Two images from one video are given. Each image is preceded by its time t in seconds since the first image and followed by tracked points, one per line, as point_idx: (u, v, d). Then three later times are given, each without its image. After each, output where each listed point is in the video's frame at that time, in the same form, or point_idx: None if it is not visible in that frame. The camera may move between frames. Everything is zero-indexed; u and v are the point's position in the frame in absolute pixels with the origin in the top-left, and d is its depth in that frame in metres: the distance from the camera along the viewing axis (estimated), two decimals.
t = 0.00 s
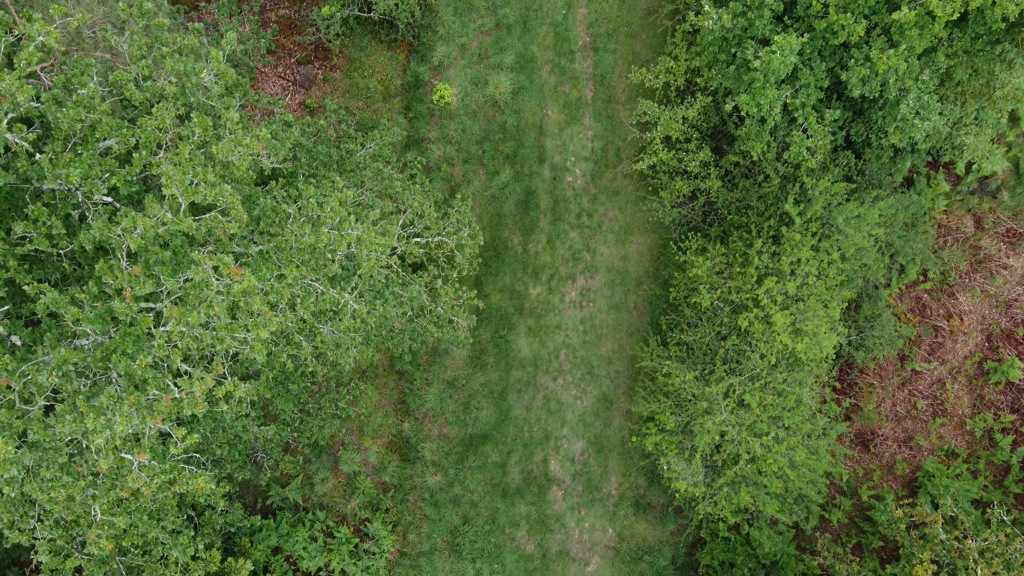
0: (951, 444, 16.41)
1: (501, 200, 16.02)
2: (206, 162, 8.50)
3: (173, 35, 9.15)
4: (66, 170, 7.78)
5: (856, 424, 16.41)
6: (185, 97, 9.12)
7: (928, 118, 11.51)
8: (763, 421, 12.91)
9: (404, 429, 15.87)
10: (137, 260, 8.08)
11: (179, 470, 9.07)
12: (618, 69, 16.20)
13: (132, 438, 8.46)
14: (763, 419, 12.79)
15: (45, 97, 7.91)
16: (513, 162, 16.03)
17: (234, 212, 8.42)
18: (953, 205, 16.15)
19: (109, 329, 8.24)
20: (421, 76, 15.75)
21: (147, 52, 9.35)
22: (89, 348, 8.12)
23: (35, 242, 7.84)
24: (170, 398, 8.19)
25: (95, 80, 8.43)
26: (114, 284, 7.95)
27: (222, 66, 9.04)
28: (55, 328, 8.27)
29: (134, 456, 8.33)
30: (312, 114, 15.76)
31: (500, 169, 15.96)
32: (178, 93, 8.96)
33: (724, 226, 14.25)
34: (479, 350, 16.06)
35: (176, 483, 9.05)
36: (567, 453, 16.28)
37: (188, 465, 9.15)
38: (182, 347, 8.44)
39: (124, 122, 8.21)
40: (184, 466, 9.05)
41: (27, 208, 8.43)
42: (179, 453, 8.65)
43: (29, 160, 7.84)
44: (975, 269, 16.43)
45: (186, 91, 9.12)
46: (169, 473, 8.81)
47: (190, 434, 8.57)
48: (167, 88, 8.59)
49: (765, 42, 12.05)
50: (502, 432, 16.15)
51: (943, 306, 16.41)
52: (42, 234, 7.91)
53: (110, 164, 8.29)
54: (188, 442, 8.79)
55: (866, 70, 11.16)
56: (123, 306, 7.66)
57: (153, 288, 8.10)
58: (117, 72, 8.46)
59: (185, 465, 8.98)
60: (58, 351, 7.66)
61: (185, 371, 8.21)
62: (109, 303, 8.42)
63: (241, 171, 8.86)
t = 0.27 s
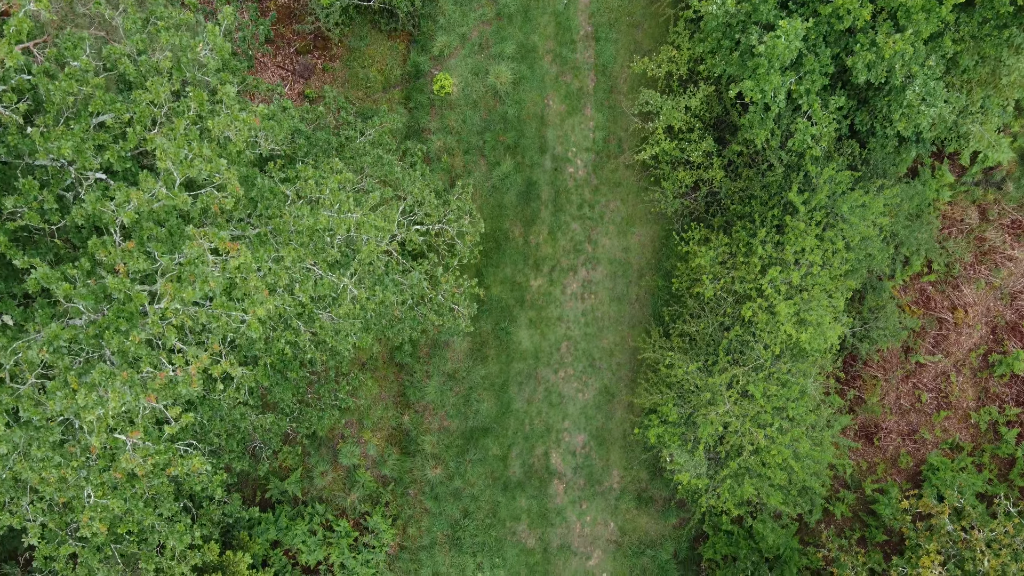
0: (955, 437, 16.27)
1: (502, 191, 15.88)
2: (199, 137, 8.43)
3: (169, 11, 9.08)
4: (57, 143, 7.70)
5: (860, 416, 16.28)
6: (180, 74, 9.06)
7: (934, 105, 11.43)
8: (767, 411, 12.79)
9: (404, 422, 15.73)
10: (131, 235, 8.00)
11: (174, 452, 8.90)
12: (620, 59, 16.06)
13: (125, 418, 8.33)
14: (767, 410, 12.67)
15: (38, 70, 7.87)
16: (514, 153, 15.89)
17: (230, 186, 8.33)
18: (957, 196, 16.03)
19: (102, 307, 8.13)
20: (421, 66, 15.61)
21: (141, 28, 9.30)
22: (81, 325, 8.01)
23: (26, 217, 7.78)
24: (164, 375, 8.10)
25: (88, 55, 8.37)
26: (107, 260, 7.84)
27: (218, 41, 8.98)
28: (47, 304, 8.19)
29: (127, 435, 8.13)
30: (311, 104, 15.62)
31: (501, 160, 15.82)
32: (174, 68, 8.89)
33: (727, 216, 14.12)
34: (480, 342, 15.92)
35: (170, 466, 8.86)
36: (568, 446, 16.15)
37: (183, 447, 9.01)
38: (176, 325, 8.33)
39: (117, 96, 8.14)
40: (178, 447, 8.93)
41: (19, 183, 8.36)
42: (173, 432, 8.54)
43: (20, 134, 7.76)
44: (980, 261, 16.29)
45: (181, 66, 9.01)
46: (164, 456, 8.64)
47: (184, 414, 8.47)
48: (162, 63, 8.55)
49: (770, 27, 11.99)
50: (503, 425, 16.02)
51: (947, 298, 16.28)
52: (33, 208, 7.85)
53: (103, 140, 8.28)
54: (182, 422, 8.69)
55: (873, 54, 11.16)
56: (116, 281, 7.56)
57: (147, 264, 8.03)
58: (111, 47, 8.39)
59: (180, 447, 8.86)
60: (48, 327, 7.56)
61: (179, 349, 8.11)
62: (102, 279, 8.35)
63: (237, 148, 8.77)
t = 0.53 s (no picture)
0: (960, 430, 16.12)
1: (503, 182, 15.75)
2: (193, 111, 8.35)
3: None
4: (49, 114, 7.63)
5: (864, 409, 16.14)
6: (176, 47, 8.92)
7: (941, 90, 11.34)
8: (771, 402, 12.66)
9: (404, 415, 15.60)
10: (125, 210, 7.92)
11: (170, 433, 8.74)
12: (623, 49, 15.92)
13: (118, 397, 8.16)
14: (771, 401, 12.54)
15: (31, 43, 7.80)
16: (515, 143, 15.74)
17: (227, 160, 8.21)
18: (963, 187, 15.88)
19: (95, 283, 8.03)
20: (421, 56, 15.48)
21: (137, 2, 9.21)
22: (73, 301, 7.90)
23: (17, 190, 7.72)
24: (158, 351, 7.97)
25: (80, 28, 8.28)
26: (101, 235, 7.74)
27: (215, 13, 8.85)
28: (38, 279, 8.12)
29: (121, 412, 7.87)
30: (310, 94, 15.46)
31: (502, 151, 15.69)
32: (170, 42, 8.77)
33: (731, 206, 13.99)
34: (481, 334, 15.79)
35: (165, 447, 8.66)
36: (570, 440, 16.02)
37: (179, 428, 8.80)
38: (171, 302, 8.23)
39: (110, 69, 8.08)
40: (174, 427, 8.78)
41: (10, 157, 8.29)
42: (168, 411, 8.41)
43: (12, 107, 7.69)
44: (985, 252, 16.15)
45: (177, 41, 8.89)
46: (160, 439, 8.49)
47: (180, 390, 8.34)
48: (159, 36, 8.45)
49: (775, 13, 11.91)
50: (504, 418, 15.88)
51: (952, 290, 16.14)
52: (25, 182, 7.79)
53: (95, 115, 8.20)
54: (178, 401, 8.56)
55: (879, 39, 11.09)
56: (109, 255, 7.45)
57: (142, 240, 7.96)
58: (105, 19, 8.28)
59: (175, 426, 8.71)
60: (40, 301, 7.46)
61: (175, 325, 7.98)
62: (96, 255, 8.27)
63: (235, 121, 8.68)
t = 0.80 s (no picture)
0: (965, 423, 15.98)
1: (504, 173, 15.61)
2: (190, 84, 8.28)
3: None
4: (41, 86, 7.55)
5: (868, 402, 16.01)
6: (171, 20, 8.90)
7: (948, 76, 11.29)
8: (776, 393, 12.54)
9: (405, 408, 15.47)
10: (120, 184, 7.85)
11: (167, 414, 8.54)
12: (625, 39, 15.79)
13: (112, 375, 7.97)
14: (776, 391, 12.41)
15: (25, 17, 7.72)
16: (517, 134, 15.60)
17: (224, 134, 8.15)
18: (967, 178, 15.77)
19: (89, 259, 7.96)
20: (422, 46, 15.34)
21: None
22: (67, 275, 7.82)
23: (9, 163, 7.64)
24: (154, 327, 7.81)
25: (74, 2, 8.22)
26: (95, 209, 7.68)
27: None
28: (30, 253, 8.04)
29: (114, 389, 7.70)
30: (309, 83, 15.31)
31: (503, 141, 15.55)
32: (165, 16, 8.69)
33: (734, 196, 13.87)
34: (482, 327, 15.66)
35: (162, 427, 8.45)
36: (572, 433, 15.89)
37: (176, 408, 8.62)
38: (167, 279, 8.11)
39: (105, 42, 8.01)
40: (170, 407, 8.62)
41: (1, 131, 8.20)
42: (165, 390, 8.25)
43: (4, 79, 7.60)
44: (990, 244, 16.03)
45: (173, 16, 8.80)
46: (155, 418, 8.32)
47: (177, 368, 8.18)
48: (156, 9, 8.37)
49: None
50: (505, 411, 15.76)
51: (957, 282, 16.01)
52: (16, 155, 7.71)
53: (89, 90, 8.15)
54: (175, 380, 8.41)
55: (886, 24, 11.03)
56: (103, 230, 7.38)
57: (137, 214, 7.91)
58: None
59: (171, 406, 8.55)
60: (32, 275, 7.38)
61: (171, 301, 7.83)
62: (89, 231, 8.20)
63: (233, 96, 8.64)
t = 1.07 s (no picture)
0: (969, 416, 15.86)
1: (505, 163, 15.48)
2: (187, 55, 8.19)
3: None
4: (34, 57, 7.48)
5: (871, 395, 15.89)
6: None
7: (955, 62, 11.28)
8: (780, 383, 12.42)
9: (405, 400, 15.35)
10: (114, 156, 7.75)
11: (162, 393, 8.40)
12: (627, 28, 15.67)
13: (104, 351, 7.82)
14: (780, 381, 12.30)
15: None
16: (518, 124, 15.47)
17: (221, 105, 8.08)
18: (972, 169, 15.66)
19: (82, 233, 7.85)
20: (422, 35, 15.19)
21: None
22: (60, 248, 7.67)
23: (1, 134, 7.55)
24: (148, 302, 7.63)
25: None
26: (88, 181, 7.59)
27: None
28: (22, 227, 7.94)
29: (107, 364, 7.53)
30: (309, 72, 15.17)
31: (504, 131, 15.40)
32: None
33: (737, 186, 13.76)
34: (483, 318, 15.54)
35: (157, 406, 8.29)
36: (573, 426, 15.78)
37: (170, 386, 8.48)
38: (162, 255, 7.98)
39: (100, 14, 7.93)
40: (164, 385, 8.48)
41: None
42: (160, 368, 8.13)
43: None
44: (994, 235, 15.91)
45: None
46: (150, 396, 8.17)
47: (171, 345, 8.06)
48: None
49: None
50: (506, 403, 15.64)
51: (961, 274, 15.90)
52: (9, 126, 7.63)
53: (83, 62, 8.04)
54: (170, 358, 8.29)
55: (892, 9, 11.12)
56: (96, 201, 7.30)
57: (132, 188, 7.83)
58: None
59: (166, 385, 8.42)
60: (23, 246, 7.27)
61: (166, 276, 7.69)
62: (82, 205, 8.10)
63: (231, 70, 8.66)
